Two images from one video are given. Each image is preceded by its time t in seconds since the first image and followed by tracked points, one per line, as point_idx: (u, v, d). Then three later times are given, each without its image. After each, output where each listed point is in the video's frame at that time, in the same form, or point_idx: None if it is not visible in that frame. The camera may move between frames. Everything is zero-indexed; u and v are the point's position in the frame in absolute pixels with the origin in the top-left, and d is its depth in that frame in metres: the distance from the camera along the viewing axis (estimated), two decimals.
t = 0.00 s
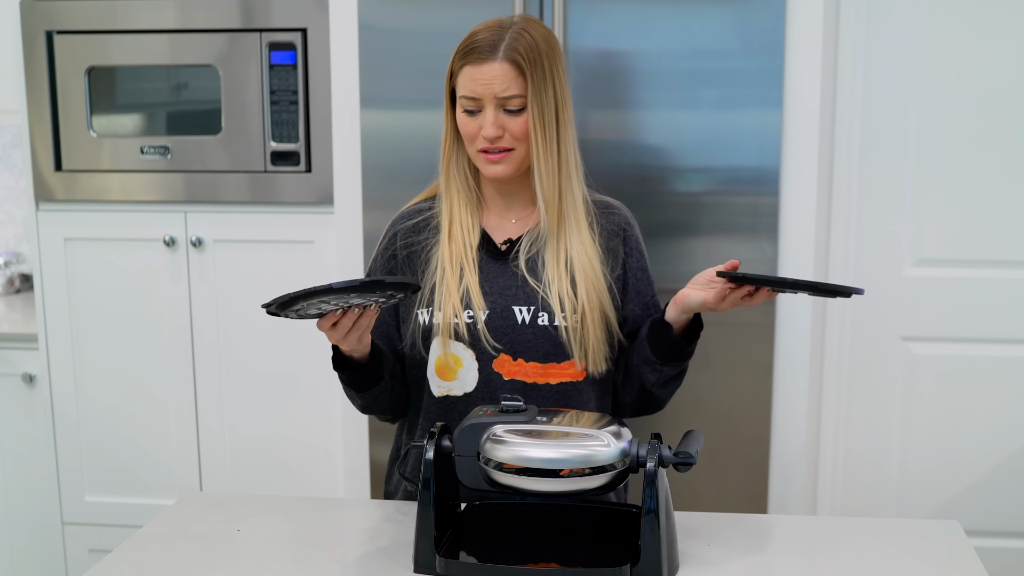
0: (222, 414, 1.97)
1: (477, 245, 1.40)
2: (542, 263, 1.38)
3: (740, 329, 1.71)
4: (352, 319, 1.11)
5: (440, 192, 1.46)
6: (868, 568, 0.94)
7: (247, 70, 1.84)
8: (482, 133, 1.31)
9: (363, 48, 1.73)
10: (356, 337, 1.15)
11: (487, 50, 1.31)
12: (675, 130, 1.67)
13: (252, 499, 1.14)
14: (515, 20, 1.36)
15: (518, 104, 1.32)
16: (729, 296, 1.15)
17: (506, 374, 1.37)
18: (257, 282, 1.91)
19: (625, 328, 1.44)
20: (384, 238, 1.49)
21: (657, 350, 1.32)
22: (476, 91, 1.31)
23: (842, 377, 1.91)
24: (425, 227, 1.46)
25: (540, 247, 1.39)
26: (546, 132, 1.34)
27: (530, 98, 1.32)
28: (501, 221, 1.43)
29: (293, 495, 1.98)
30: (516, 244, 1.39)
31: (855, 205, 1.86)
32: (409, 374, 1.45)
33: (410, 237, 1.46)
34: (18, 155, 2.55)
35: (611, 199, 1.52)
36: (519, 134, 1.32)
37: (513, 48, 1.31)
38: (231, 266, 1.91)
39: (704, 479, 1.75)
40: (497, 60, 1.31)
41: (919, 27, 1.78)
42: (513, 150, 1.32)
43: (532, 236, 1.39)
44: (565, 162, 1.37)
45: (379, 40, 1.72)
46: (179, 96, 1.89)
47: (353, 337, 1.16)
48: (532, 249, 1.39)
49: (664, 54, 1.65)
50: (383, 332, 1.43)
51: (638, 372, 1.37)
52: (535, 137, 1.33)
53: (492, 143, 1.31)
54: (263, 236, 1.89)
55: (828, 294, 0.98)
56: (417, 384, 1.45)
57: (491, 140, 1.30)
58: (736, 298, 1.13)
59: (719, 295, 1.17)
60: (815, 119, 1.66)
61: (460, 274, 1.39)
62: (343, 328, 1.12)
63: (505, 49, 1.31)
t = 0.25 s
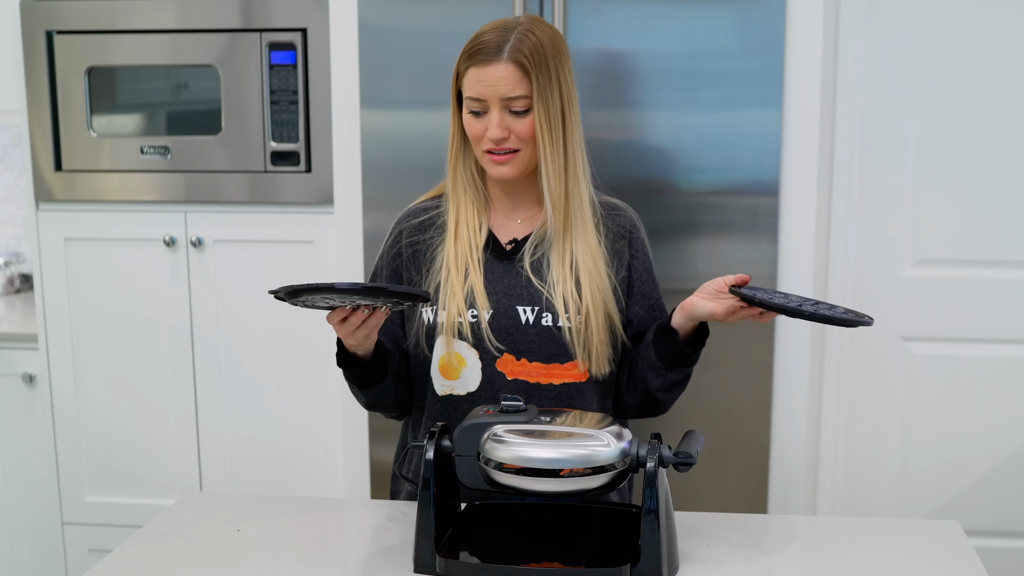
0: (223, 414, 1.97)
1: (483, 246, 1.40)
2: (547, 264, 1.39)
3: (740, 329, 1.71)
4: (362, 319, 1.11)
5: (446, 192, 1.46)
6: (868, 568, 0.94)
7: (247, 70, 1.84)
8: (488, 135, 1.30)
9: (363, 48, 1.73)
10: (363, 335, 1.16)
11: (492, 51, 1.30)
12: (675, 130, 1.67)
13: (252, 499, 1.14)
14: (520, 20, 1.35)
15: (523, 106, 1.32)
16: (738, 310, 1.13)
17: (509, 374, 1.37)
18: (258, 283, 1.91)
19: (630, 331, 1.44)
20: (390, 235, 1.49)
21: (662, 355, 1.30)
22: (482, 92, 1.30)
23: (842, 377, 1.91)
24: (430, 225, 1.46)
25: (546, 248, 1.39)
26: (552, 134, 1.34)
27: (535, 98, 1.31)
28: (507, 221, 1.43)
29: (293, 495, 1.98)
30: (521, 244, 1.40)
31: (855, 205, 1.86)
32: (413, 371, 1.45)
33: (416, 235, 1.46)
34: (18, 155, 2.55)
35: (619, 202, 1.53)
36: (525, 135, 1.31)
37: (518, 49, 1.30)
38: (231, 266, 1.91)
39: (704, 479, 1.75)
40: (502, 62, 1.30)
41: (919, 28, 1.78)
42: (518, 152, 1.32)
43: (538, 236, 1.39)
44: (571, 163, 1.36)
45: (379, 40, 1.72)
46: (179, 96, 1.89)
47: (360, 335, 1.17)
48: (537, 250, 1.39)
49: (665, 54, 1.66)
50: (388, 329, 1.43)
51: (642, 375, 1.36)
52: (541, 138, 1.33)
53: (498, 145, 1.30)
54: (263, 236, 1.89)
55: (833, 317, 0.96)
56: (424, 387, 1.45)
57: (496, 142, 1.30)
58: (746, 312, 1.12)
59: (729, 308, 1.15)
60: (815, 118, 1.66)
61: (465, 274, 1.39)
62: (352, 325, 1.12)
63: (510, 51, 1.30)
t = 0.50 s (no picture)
0: (223, 414, 1.97)
1: (485, 247, 1.40)
2: (549, 264, 1.39)
3: (739, 329, 1.71)
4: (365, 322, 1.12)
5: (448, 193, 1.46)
6: (868, 568, 0.94)
7: (247, 70, 1.84)
8: (489, 137, 1.30)
9: (363, 48, 1.73)
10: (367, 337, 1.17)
11: (492, 53, 1.30)
12: (675, 130, 1.67)
13: (252, 500, 1.14)
14: (520, 22, 1.35)
15: (524, 107, 1.32)
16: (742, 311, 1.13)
17: (512, 374, 1.37)
18: (258, 282, 1.91)
19: (631, 330, 1.44)
20: (391, 236, 1.49)
21: (663, 355, 1.31)
22: (482, 94, 1.30)
23: (842, 377, 1.91)
24: (431, 226, 1.46)
25: (547, 248, 1.39)
26: (553, 134, 1.34)
27: (536, 99, 1.31)
28: (509, 221, 1.43)
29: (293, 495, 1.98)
30: (523, 245, 1.40)
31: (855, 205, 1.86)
32: (416, 372, 1.45)
33: (417, 236, 1.46)
34: (18, 155, 2.55)
35: (621, 201, 1.53)
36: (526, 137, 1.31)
37: (518, 51, 1.30)
38: (231, 266, 1.91)
39: (704, 479, 1.75)
40: (502, 63, 1.30)
41: (919, 28, 1.78)
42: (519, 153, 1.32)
43: (539, 237, 1.39)
44: (572, 164, 1.36)
45: (379, 40, 1.72)
46: (179, 96, 1.89)
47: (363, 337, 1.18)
48: (539, 251, 1.39)
49: (665, 54, 1.66)
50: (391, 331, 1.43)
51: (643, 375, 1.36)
52: (542, 139, 1.33)
53: (499, 146, 1.30)
54: (263, 236, 1.89)
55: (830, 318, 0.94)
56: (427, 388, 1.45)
57: (497, 143, 1.30)
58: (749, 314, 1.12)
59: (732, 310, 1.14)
60: (814, 119, 1.66)
61: (467, 275, 1.39)
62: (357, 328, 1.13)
63: (510, 52, 1.30)
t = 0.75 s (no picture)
0: (223, 414, 1.97)
1: (486, 248, 1.40)
2: (549, 264, 1.38)
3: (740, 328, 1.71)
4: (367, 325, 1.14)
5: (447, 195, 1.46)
6: (868, 568, 0.94)
7: (247, 70, 1.84)
8: (490, 137, 1.30)
9: (363, 48, 1.73)
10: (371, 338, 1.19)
11: (493, 52, 1.30)
12: (675, 130, 1.67)
13: (252, 500, 1.14)
14: (519, 21, 1.35)
15: (524, 107, 1.31)
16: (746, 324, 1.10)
17: (514, 375, 1.37)
18: (257, 282, 1.91)
19: (634, 329, 1.43)
20: (391, 239, 1.49)
21: (666, 355, 1.30)
22: (483, 94, 1.30)
23: (843, 377, 1.91)
24: (431, 227, 1.46)
25: (548, 248, 1.39)
26: (554, 134, 1.33)
27: (536, 99, 1.31)
28: (509, 222, 1.43)
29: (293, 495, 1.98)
30: (523, 245, 1.40)
31: (855, 205, 1.86)
32: (418, 374, 1.45)
33: (417, 237, 1.46)
34: (18, 155, 2.55)
35: (620, 200, 1.53)
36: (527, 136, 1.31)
37: (518, 50, 1.30)
38: (231, 266, 1.91)
39: (705, 479, 1.75)
40: (502, 63, 1.30)
41: (919, 28, 1.78)
42: (520, 153, 1.32)
43: (539, 237, 1.39)
44: (572, 165, 1.36)
45: (378, 40, 1.72)
46: (179, 96, 1.89)
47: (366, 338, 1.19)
48: (539, 250, 1.39)
49: (665, 54, 1.66)
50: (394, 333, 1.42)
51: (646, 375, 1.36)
52: (542, 139, 1.32)
53: (500, 146, 1.30)
54: (263, 236, 1.89)
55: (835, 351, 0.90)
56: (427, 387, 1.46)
57: (499, 143, 1.30)
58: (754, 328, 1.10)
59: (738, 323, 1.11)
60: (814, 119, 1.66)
61: (467, 277, 1.39)
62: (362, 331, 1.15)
63: (511, 51, 1.30)
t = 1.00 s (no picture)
0: (223, 414, 1.97)
1: (489, 251, 1.40)
2: (555, 266, 1.39)
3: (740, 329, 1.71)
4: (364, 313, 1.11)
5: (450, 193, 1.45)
6: (869, 568, 0.94)
7: (247, 70, 1.84)
8: (503, 125, 1.31)
9: (363, 48, 1.73)
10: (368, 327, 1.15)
11: (505, 42, 1.32)
12: (675, 130, 1.67)
13: (252, 500, 1.14)
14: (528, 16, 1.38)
15: (536, 95, 1.34)
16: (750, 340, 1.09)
17: (519, 378, 1.37)
18: (257, 282, 1.91)
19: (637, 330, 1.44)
20: (391, 241, 1.49)
21: (670, 367, 1.30)
22: (496, 82, 1.32)
23: (843, 377, 1.91)
24: (433, 230, 1.46)
25: (553, 247, 1.39)
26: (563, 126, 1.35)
27: (549, 88, 1.33)
28: (512, 223, 1.43)
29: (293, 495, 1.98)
30: (527, 247, 1.40)
31: (855, 205, 1.86)
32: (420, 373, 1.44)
33: (418, 239, 1.46)
34: (18, 155, 2.55)
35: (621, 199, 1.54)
36: (539, 125, 1.32)
37: (530, 39, 1.33)
38: (231, 266, 1.91)
39: (705, 479, 1.75)
40: (514, 51, 1.32)
41: (919, 28, 1.78)
42: (532, 143, 1.33)
43: (544, 235, 1.39)
44: (580, 157, 1.37)
45: (378, 40, 1.72)
46: (179, 96, 1.89)
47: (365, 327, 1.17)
48: (543, 250, 1.40)
49: (665, 54, 1.66)
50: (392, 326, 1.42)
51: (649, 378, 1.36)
52: (554, 129, 1.34)
53: (513, 135, 1.31)
54: (263, 236, 1.89)
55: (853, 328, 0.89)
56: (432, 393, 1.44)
57: (512, 131, 1.31)
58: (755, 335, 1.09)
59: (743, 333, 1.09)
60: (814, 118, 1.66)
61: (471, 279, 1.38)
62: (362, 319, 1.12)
63: (523, 40, 1.32)
